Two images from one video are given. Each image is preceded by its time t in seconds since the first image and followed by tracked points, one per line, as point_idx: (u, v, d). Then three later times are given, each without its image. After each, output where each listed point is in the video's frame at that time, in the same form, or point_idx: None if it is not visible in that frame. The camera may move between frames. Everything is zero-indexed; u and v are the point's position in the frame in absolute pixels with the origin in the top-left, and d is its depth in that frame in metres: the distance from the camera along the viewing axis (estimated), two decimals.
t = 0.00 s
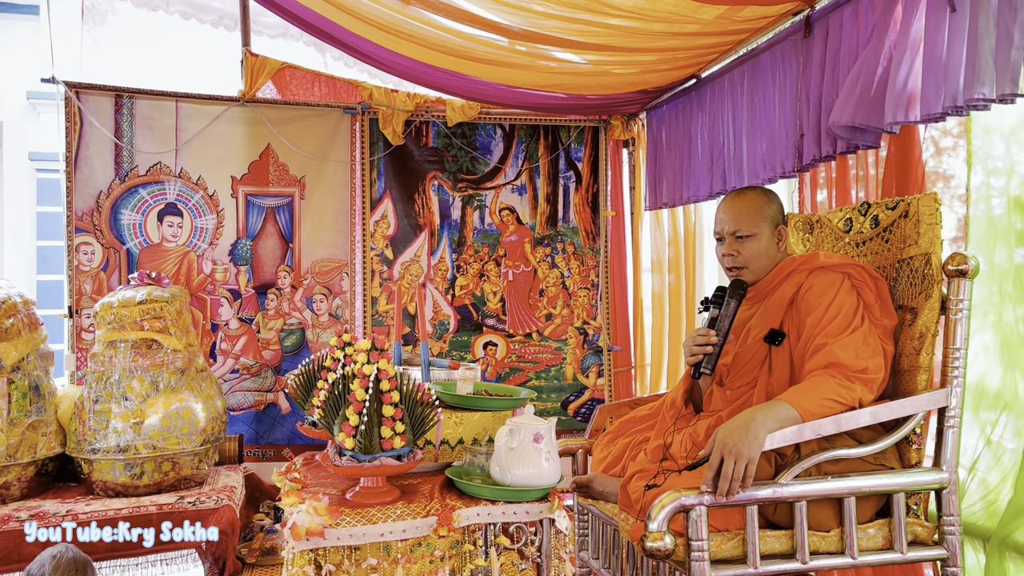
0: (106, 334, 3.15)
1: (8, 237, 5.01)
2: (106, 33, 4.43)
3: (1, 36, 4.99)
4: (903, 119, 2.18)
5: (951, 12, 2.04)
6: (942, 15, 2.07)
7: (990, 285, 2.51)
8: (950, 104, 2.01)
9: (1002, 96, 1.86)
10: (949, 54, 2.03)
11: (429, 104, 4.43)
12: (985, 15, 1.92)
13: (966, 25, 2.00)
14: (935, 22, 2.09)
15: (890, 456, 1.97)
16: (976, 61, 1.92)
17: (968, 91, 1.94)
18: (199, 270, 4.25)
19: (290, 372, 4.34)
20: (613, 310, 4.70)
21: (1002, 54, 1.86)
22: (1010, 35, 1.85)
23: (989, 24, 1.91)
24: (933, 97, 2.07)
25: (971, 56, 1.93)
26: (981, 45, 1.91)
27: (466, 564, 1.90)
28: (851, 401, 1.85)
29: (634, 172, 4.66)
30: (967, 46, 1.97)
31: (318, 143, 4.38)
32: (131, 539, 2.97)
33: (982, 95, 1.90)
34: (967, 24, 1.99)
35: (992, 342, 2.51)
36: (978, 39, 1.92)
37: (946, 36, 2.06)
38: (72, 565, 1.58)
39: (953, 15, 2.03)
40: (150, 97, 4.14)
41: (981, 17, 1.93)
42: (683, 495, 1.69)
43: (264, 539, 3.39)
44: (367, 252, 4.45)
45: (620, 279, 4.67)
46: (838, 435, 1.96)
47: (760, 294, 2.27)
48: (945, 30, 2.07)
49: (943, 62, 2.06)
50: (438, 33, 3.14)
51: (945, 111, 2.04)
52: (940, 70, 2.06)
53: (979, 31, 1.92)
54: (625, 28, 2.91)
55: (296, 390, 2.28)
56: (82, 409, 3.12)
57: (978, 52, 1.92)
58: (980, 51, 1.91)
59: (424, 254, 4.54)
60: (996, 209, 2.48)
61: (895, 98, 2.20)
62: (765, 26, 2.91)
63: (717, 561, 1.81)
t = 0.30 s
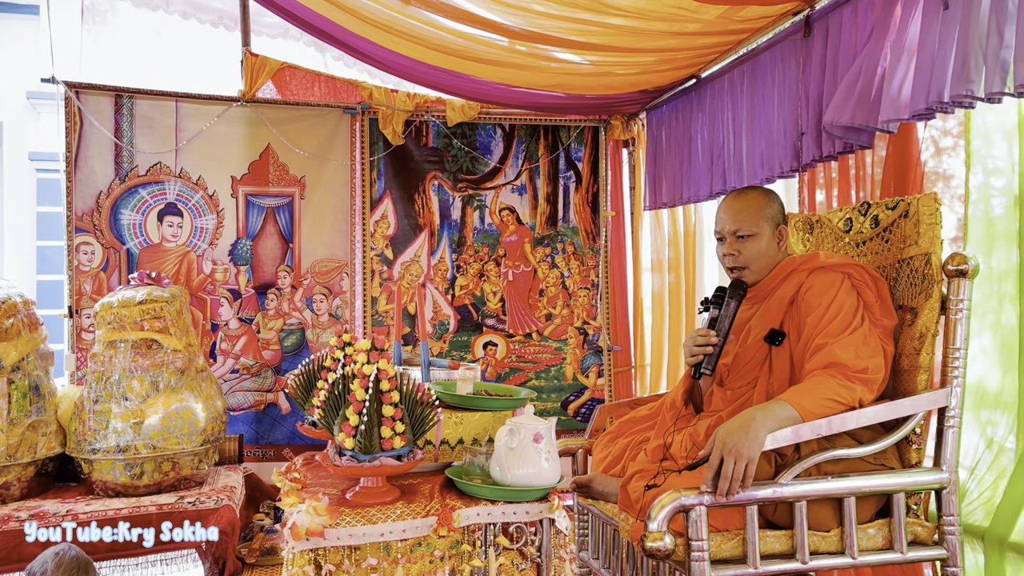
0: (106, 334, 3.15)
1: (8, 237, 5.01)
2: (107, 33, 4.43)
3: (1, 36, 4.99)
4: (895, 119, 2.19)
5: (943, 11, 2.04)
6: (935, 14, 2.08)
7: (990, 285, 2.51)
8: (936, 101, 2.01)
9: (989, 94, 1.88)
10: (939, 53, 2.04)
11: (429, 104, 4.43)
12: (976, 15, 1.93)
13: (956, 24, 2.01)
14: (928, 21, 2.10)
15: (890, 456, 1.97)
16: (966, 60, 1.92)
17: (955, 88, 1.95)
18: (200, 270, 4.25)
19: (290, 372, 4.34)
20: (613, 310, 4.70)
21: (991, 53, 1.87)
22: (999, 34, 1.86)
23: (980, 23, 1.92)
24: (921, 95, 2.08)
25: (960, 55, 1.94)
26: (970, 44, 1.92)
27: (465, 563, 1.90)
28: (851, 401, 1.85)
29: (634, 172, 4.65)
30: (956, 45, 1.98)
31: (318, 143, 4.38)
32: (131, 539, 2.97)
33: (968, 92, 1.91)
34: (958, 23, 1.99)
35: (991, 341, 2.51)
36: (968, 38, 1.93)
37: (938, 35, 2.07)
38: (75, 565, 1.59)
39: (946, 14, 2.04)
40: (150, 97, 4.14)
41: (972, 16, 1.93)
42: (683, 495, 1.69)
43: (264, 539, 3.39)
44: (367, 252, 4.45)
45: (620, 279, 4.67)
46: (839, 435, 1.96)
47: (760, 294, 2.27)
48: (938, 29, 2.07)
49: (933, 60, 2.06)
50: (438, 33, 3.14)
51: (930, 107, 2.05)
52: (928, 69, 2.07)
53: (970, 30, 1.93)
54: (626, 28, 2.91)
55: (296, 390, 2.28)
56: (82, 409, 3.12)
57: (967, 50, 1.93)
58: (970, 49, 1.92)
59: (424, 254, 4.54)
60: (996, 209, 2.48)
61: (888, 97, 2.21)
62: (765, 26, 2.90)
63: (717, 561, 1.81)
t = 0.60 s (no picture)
0: (106, 334, 3.15)
1: (8, 237, 5.02)
2: (106, 33, 4.43)
3: (1, 36, 5.00)
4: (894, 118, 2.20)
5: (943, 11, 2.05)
6: (934, 14, 2.08)
7: (990, 285, 2.51)
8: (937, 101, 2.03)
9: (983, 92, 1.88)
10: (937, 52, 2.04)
11: (429, 104, 4.43)
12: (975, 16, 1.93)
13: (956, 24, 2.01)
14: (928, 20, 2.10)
15: (890, 455, 1.97)
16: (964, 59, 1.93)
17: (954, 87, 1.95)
18: (199, 270, 4.25)
19: (290, 372, 4.34)
20: (613, 309, 4.70)
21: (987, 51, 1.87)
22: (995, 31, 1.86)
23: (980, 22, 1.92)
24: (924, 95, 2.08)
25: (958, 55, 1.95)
26: (969, 42, 1.92)
27: (466, 564, 1.90)
28: (851, 401, 1.85)
29: (634, 172, 4.65)
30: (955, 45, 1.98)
31: (318, 143, 4.38)
32: (131, 539, 2.97)
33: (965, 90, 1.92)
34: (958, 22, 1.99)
35: (991, 341, 2.51)
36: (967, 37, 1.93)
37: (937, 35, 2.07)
38: (75, 565, 1.59)
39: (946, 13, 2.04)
40: (150, 97, 4.14)
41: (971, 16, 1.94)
42: (683, 495, 1.69)
43: (264, 539, 3.39)
44: (367, 252, 4.45)
45: (620, 279, 4.67)
46: (838, 435, 1.96)
47: (760, 295, 2.27)
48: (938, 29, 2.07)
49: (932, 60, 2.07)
50: (438, 32, 3.14)
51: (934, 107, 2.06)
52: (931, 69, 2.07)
53: (968, 29, 1.93)
54: (626, 28, 2.91)
55: (296, 390, 2.28)
56: (82, 409, 3.12)
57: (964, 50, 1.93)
58: (967, 49, 1.92)
59: (424, 254, 4.54)
60: (997, 209, 2.48)
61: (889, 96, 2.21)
62: (765, 26, 2.91)
63: (717, 561, 1.81)
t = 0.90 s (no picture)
0: (106, 334, 3.15)
1: (8, 237, 5.01)
2: (106, 33, 4.42)
3: (1, 36, 4.99)
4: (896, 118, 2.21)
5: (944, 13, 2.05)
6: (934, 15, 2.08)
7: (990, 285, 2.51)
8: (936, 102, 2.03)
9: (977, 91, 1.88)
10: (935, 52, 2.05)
11: (429, 104, 4.43)
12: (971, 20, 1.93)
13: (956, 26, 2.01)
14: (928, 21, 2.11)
15: (890, 455, 1.97)
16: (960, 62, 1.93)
17: (951, 87, 1.96)
18: (199, 270, 4.25)
19: (290, 372, 4.34)
20: (613, 309, 4.70)
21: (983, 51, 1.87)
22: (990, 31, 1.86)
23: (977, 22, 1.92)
24: (928, 96, 2.09)
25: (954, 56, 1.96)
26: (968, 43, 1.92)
27: (466, 563, 1.90)
28: (851, 401, 1.85)
29: (634, 172, 4.65)
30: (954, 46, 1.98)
31: (318, 143, 4.38)
32: (131, 539, 2.97)
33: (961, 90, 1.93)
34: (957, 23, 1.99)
35: (991, 341, 2.50)
36: (965, 37, 1.93)
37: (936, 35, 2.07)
38: (75, 565, 1.59)
39: (946, 15, 2.04)
40: (150, 97, 4.14)
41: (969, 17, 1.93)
42: (683, 495, 1.69)
43: (264, 539, 3.39)
44: (367, 252, 4.45)
45: (620, 279, 4.67)
46: (839, 435, 1.96)
47: (760, 295, 2.27)
48: (940, 30, 2.07)
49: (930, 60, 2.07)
50: (438, 33, 3.14)
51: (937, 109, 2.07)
52: (935, 71, 2.08)
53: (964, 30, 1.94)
54: (626, 28, 2.91)
55: (296, 390, 2.28)
56: (82, 409, 3.12)
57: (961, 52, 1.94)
58: (964, 50, 1.93)
59: (424, 254, 4.54)
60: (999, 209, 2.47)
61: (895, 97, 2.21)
62: (765, 26, 2.91)
63: (717, 561, 1.81)
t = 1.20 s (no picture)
0: (106, 333, 3.15)
1: (8, 237, 5.02)
2: (106, 33, 4.42)
3: (1, 36, 4.99)
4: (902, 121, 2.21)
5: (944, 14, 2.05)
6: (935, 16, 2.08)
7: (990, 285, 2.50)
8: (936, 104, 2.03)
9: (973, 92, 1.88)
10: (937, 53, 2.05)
11: (429, 104, 4.43)
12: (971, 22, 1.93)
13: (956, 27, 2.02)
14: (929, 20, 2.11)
15: (890, 455, 1.97)
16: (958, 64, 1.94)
17: (948, 87, 1.97)
18: (199, 270, 4.25)
19: (290, 372, 4.34)
20: (613, 309, 4.70)
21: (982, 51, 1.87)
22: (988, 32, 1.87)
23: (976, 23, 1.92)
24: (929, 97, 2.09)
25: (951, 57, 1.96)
26: (965, 44, 1.93)
27: (466, 563, 1.90)
28: (851, 401, 1.85)
29: (634, 172, 4.65)
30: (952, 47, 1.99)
31: (318, 143, 4.38)
32: (131, 539, 2.97)
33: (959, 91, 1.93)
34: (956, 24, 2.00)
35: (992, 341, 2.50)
36: (964, 38, 1.94)
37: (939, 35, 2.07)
38: (75, 566, 1.60)
39: (946, 15, 2.04)
40: (150, 97, 4.14)
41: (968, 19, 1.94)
42: (683, 495, 1.69)
43: (264, 539, 3.39)
44: (367, 252, 4.45)
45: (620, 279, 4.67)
46: (839, 435, 1.96)
47: (760, 295, 2.27)
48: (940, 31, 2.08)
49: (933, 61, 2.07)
50: (438, 33, 3.14)
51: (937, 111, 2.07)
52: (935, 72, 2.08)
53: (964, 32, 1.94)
54: (625, 28, 2.91)
55: (296, 390, 2.29)
56: (82, 409, 3.12)
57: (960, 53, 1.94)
58: (962, 51, 1.93)
59: (424, 254, 4.54)
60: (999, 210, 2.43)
61: (900, 98, 2.21)
62: (765, 26, 2.90)
63: (717, 561, 1.81)
